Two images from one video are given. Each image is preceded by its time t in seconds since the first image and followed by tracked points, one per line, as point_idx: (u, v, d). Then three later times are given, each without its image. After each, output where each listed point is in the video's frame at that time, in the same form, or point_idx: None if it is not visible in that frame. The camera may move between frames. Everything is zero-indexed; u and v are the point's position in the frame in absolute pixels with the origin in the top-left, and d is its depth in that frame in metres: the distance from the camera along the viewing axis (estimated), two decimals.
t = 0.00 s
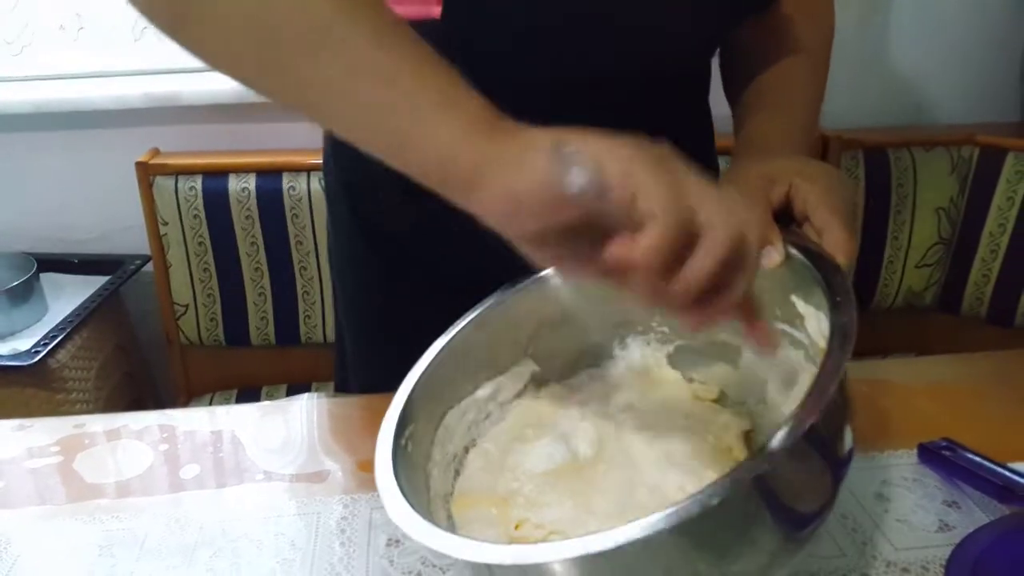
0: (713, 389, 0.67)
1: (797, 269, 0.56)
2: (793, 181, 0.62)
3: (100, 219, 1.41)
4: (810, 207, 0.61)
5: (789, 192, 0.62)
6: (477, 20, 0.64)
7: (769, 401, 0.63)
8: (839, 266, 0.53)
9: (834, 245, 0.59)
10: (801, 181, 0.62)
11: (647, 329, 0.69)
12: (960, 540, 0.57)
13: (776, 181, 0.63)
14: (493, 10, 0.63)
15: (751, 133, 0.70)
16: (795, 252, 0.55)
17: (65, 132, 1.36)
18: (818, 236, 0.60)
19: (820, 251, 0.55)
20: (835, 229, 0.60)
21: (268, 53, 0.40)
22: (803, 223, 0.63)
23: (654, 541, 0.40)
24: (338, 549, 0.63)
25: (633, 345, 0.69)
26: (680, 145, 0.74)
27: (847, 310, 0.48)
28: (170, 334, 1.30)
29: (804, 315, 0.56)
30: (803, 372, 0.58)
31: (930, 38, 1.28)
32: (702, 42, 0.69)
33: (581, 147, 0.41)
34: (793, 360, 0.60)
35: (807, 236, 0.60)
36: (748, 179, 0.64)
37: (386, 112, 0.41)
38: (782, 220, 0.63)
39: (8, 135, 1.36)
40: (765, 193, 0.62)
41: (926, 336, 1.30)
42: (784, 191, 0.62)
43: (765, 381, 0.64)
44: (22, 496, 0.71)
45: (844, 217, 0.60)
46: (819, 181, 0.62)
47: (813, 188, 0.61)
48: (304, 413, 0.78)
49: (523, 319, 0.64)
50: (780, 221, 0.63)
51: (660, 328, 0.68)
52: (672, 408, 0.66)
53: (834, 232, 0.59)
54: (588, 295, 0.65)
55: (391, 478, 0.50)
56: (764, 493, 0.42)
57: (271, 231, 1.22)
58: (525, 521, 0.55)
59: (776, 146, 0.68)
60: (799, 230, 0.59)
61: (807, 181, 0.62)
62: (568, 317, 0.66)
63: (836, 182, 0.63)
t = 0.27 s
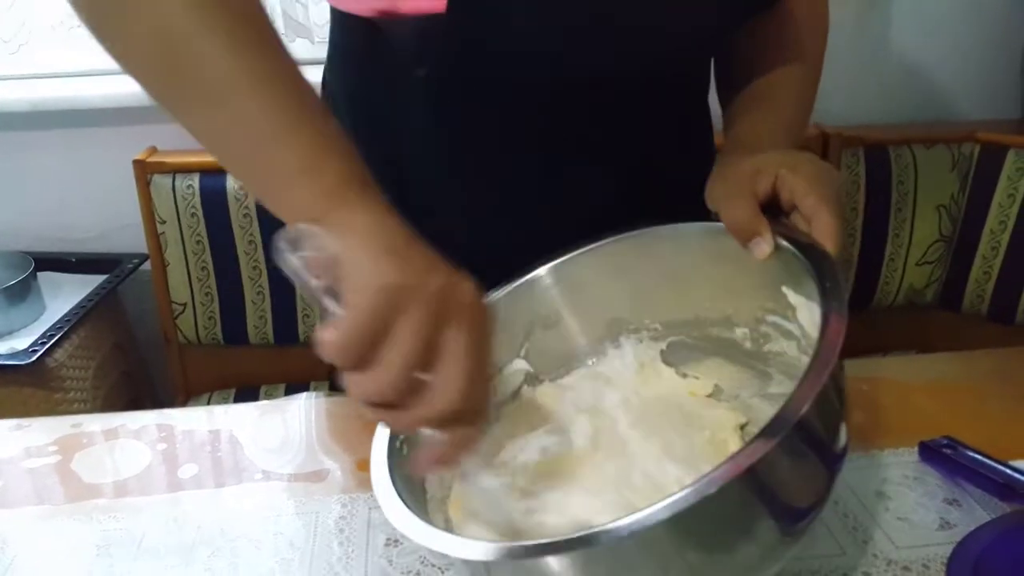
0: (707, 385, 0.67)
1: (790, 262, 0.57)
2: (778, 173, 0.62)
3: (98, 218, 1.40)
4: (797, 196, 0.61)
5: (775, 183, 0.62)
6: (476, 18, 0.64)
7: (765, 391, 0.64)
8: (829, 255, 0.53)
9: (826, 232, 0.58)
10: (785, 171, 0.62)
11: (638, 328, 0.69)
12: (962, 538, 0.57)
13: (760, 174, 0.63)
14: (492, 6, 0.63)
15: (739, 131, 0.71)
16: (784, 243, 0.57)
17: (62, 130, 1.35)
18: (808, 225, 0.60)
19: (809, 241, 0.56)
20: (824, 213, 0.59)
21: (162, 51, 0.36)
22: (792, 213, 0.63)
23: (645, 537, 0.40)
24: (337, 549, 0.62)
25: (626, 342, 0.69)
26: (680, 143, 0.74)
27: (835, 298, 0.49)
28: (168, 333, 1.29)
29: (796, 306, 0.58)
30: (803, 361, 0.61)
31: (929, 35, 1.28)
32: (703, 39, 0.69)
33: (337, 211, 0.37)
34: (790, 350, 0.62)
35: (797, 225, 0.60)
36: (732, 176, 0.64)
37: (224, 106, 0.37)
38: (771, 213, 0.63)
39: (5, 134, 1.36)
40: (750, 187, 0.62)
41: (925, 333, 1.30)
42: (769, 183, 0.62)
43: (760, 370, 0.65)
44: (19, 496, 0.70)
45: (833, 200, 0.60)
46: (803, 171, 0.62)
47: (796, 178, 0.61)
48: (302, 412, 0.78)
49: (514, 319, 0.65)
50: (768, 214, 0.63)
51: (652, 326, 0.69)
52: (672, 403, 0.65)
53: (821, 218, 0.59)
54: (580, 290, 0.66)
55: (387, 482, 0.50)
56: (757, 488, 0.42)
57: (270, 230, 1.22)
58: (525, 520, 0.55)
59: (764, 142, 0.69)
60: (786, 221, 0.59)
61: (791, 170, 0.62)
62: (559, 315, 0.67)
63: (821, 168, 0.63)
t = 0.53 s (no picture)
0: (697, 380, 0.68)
1: (785, 259, 0.57)
2: (769, 169, 0.63)
3: (98, 217, 1.41)
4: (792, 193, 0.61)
5: (766, 180, 0.63)
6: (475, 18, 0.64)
7: (756, 385, 0.65)
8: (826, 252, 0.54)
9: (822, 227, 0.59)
10: (777, 167, 0.63)
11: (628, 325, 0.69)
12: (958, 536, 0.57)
13: (750, 170, 0.63)
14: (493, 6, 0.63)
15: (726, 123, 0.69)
16: (777, 240, 0.57)
17: (62, 129, 1.35)
18: (802, 221, 0.61)
19: (805, 238, 0.56)
20: (818, 209, 0.60)
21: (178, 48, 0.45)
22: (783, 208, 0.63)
23: (647, 534, 0.41)
24: (337, 547, 0.62)
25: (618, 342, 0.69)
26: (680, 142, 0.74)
27: (833, 290, 0.49)
28: (168, 331, 1.29)
29: (788, 300, 0.58)
30: (794, 354, 0.61)
31: (928, 34, 1.28)
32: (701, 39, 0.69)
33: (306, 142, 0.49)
34: (780, 344, 0.63)
35: (790, 220, 0.61)
36: (722, 172, 0.64)
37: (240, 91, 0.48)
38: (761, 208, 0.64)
39: (5, 133, 1.36)
40: (741, 183, 0.62)
41: (923, 332, 1.30)
42: (760, 178, 0.63)
43: (750, 366, 0.66)
44: (20, 494, 0.71)
45: (826, 195, 0.61)
46: (794, 167, 0.62)
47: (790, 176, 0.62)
48: (302, 411, 0.78)
49: (507, 316, 0.64)
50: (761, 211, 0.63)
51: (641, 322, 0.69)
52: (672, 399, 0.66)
53: (818, 216, 0.59)
54: (572, 287, 0.66)
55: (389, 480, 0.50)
56: (758, 487, 0.42)
57: (270, 229, 1.22)
58: (524, 518, 0.55)
59: (752, 134, 0.68)
60: (781, 218, 0.60)
61: (782, 166, 0.62)
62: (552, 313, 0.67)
63: (813, 167, 0.63)
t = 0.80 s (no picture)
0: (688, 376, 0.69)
1: (787, 261, 0.57)
2: (770, 173, 0.63)
3: (100, 217, 1.41)
4: (791, 194, 0.62)
5: (767, 183, 0.63)
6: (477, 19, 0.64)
7: (746, 381, 0.66)
8: (828, 257, 0.54)
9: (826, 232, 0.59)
10: (778, 171, 0.63)
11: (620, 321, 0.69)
12: (959, 537, 0.57)
13: (751, 173, 0.63)
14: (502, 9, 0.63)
15: (723, 124, 0.70)
16: (779, 242, 0.58)
17: (65, 129, 1.36)
18: (805, 226, 0.61)
19: (808, 243, 0.56)
20: (820, 214, 0.60)
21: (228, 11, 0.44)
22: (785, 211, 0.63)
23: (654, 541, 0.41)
24: (339, 546, 0.63)
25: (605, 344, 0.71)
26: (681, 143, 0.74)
27: (846, 298, 0.50)
28: (169, 331, 1.30)
29: (786, 301, 0.59)
30: (786, 353, 0.63)
31: (930, 35, 1.28)
32: (704, 40, 0.69)
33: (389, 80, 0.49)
34: (771, 342, 0.64)
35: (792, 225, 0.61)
36: (723, 175, 0.64)
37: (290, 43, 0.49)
38: (762, 211, 0.64)
39: (8, 133, 1.36)
40: (741, 186, 0.63)
41: (924, 333, 1.30)
42: (761, 181, 0.63)
43: (739, 363, 0.67)
44: (23, 493, 0.71)
45: (828, 199, 0.61)
46: (796, 170, 0.63)
47: (788, 176, 0.62)
48: (304, 410, 0.78)
49: (499, 315, 0.65)
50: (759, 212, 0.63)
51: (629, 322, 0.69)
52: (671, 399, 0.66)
53: (818, 217, 0.60)
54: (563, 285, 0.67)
55: (402, 486, 0.50)
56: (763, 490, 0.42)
57: (271, 229, 1.22)
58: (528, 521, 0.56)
59: (748, 134, 0.68)
60: (783, 222, 0.60)
61: (784, 170, 0.63)
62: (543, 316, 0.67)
63: (808, 167, 0.64)
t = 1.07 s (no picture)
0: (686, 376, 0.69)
1: (784, 260, 0.58)
2: (769, 173, 0.63)
3: (101, 216, 1.41)
4: (789, 194, 0.62)
5: (765, 183, 0.63)
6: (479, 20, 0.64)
7: (744, 381, 0.66)
8: (826, 257, 0.54)
9: (824, 232, 0.59)
10: (777, 172, 0.63)
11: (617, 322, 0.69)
12: (959, 538, 0.57)
13: (749, 173, 0.63)
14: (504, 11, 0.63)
15: (720, 124, 0.70)
16: (777, 242, 0.58)
17: (66, 129, 1.36)
18: (803, 226, 0.61)
19: (807, 242, 0.57)
20: (819, 214, 0.60)
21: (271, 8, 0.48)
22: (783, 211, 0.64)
23: (653, 541, 0.41)
24: (340, 546, 0.63)
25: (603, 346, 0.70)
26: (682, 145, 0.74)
27: (842, 294, 0.51)
28: (170, 330, 1.30)
29: (784, 300, 0.60)
30: (783, 352, 0.63)
31: (930, 37, 1.28)
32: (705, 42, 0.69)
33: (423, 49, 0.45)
34: (769, 341, 0.64)
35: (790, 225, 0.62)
36: (722, 175, 0.64)
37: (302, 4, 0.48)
38: (760, 211, 0.64)
39: (10, 132, 1.37)
40: (740, 187, 0.63)
41: (924, 334, 1.30)
42: (759, 182, 0.63)
43: (737, 363, 0.67)
44: (25, 493, 0.71)
45: (826, 200, 0.61)
46: (795, 171, 0.63)
47: (787, 176, 0.62)
48: (304, 410, 0.78)
49: (498, 315, 0.65)
50: (757, 212, 0.64)
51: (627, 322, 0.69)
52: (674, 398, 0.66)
53: (817, 217, 0.60)
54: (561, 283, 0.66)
55: (401, 487, 0.50)
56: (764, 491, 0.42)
57: (272, 229, 1.22)
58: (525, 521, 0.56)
59: (745, 134, 0.68)
60: (782, 222, 0.60)
61: (783, 171, 0.63)
62: (541, 317, 0.67)
63: (805, 166, 0.64)
